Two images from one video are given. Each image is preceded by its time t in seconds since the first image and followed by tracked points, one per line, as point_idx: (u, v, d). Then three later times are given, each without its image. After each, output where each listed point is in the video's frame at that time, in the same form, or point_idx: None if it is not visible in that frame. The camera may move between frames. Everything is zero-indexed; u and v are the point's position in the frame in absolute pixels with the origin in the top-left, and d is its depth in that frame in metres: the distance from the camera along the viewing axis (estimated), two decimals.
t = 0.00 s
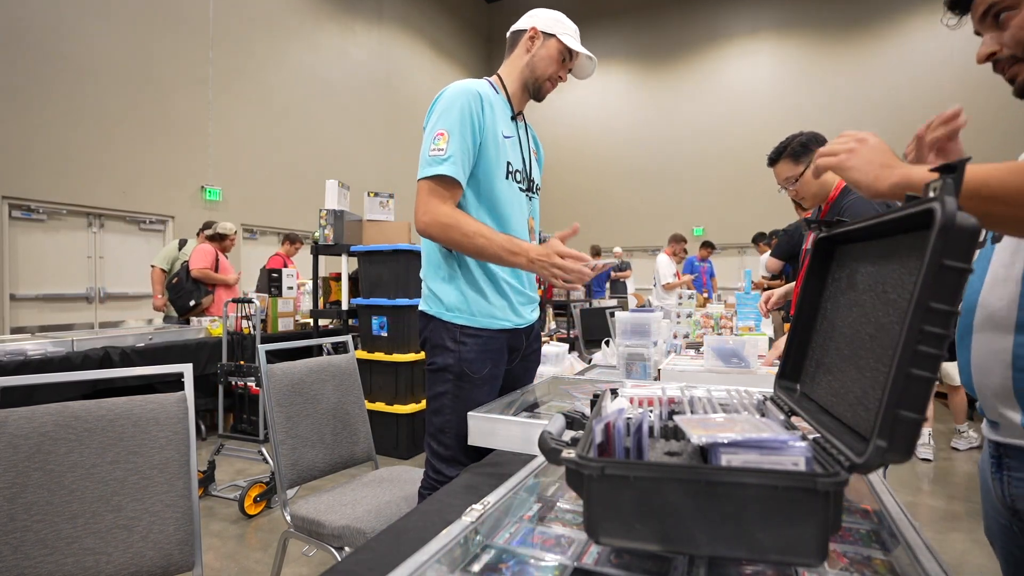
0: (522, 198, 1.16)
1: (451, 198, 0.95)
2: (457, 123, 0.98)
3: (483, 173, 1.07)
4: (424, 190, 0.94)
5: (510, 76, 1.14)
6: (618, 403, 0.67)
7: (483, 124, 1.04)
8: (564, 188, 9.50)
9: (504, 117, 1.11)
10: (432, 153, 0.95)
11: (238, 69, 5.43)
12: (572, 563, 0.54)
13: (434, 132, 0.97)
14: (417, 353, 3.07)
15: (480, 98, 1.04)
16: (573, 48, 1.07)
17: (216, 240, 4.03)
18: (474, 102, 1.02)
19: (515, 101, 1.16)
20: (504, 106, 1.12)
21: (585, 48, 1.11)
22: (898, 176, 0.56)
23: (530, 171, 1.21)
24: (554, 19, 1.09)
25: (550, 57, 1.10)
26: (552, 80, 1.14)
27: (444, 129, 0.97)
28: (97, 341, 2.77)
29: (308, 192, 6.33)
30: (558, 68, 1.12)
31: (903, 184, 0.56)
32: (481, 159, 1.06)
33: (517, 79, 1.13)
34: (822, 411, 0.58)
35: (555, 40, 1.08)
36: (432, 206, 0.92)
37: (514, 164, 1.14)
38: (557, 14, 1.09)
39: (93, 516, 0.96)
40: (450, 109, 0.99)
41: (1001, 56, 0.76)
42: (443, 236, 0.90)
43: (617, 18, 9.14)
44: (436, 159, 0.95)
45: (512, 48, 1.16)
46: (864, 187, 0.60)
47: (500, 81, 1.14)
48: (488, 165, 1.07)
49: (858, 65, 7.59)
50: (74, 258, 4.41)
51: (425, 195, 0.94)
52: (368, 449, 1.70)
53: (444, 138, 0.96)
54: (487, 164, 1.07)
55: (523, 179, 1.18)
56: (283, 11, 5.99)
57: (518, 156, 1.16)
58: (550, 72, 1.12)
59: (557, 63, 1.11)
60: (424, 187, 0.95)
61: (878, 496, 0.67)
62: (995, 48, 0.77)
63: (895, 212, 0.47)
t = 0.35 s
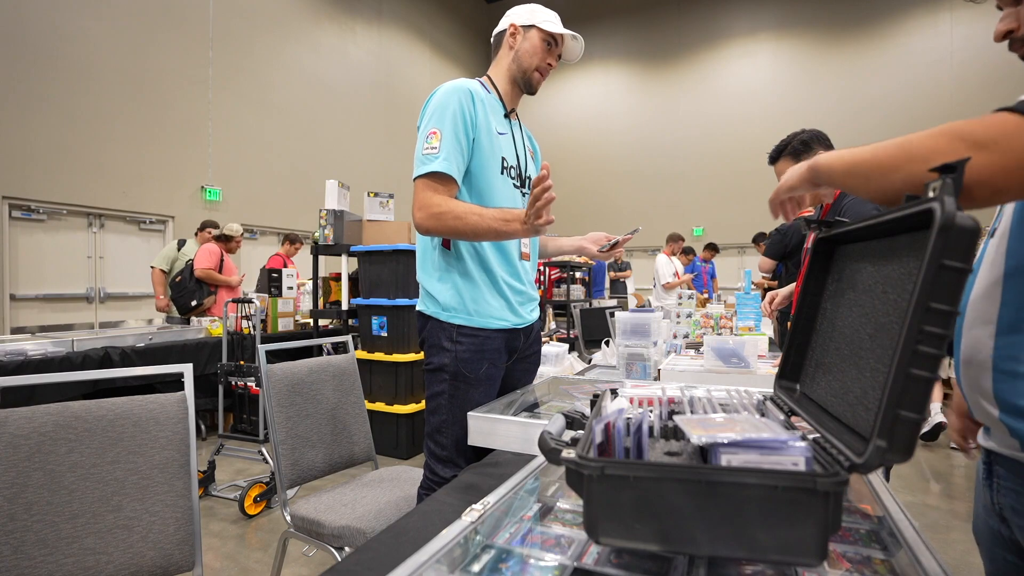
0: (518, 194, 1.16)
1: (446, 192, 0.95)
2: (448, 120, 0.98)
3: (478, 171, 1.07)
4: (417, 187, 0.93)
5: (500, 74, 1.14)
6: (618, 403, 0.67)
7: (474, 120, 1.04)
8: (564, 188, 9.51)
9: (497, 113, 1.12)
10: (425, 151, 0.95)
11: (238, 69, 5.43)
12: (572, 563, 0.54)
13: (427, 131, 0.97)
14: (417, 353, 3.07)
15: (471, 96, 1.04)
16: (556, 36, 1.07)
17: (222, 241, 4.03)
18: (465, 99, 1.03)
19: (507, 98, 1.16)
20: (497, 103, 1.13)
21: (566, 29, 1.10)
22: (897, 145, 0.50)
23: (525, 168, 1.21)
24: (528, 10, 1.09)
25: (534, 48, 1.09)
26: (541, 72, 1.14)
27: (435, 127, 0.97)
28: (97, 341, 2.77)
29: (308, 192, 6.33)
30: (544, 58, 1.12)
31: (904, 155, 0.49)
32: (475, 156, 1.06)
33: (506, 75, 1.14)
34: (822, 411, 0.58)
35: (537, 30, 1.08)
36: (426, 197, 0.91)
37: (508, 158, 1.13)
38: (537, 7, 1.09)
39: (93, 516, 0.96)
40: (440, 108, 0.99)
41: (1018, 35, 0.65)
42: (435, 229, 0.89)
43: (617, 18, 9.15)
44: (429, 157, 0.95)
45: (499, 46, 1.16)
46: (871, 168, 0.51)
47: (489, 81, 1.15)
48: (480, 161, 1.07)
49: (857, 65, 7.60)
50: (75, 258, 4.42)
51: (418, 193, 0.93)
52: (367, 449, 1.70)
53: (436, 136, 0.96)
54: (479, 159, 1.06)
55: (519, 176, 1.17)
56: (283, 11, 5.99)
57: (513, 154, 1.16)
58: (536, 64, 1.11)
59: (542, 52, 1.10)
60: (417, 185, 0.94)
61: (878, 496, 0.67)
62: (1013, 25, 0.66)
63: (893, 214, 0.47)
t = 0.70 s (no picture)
0: (514, 197, 1.16)
1: (437, 194, 0.95)
2: (442, 121, 0.98)
3: (472, 172, 1.07)
4: (410, 189, 0.94)
5: (501, 74, 1.14)
6: (618, 403, 0.67)
7: (469, 121, 1.04)
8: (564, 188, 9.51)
9: (492, 115, 1.11)
10: (417, 151, 0.96)
11: (238, 69, 5.43)
12: (572, 563, 0.54)
13: (420, 131, 0.97)
14: (416, 353, 3.06)
15: (467, 96, 1.04)
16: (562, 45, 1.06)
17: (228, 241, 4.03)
18: (460, 99, 1.03)
19: (505, 98, 1.16)
20: (493, 103, 1.13)
21: (576, 39, 1.08)
22: (855, 178, 0.53)
23: (522, 169, 1.20)
24: (541, 11, 1.07)
25: (538, 53, 1.09)
26: (543, 77, 1.14)
27: (429, 128, 0.97)
28: (97, 341, 2.77)
29: (308, 192, 6.32)
30: (548, 64, 1.11)
31: (867, 185, 0.52)
32: (469, 158, 1.06)
33: (506, 76, 1.13)
34: (822, 411, 0.58)
35: (544, 35, 1.07)
36: (422, 200, 0.92)
37: (503, 160, 1.13)
38: (547, 8, 1.08)
39: (93, 516, 0.96)
40: (434, 109, 0.99)
41: (982, 52, 0.64)
42: (431, 233, 0.90)
43: (618, 18, 9.15)
44: (420, 158, 0.95)
45: (505, 43, 1.15)
46: (836, 201, 0.53)
47: (490, 82, 1.15)
48: (475, 163, 1.07)
49: (857, 65, 7.60)
50: (75, 258, 4.42)
51: (411, 196, 0.94)
52: (367, 449, 1.70)
53: (429, 137, 0.96)
54: (474, 161, 1.06)
55: (515, 178, 1.17)
56: (283, 11, 5.99)
57: (509, 155, 1.15)
58: (539, 68, 1.10)
59: (546, 59, 1.09)
60: (409, 186, 0.95)
61: (877, 495, 0.67)
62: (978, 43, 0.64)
63: (892, 216, 0.47)
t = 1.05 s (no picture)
0: (515, 204, 1.16)
1: (445, 202, 0.95)
2: (452, 129, 0.98)
3: (477, 178, 1.07)
4: (418, 196, 0.94)
5: (513, 79, 1.13)
6: (618, 403, 0.67)
7: (477, 129, 1.04)
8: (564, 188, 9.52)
9: (498, 121, 1.11)
10: (426, 158, 0.95)
11: (237, 70, 5.43)
12: (572, 563, 0.54)
13: (429, 136, 0.97)
14: (416, 353, 3.06)
15: (476, 103, 1.04)
16: (581, 69, 1.07)
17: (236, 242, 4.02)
18: (469, 107, 1.02)
19: (511, 103, 1.16)
20: (500, 109, 1.13)
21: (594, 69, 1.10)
22: (859, 179, 0.53)
23: (524, 175, 1.21)
24: (571, 28, 1.07)
25: (556, 68, 1.09)
26: (553, 94, 1.15)
27: (439, 134, 0.96)
28: (97, 341, 2.77)
29: (308, 192, 6.32)
30: (561, 83, 1.12)
31: (871, 186, 0.52)
32: (474, 164, 1.06)
33: (517, 83, 1.13)
34: (822, 411, 0.58)
35: (566, 54, 1.07)
36: (433, 210, 0.93)
37: (507, 168, 1.13)
38: (572, 23, 1.08)
39: (94, 516, 0.96)
40: (444, 115, 0.98)
41: (941, 90, 0.67)
42: (442, 243, 0.92)
43: (618, 18, 9.15)
44: (431, 165, 0.94)
45: (522, 44, 1.13)
46: (839, 202, 0.53)
47: (500, 84, 1.14)
48: (481, 170, 1.07)
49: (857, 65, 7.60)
50: (75, 258, 4.42)
51: (421, 203, 0.94)
52: (367, 449, 1.70)
53: (439, 144, 0.96)
54: (481, 168, 1.06)
55: (518, 185, 1.17)
56: (283, 11, 5.99)
57: (512, 162, 1.15)
58: (552, 82, 1.11)
59: (561, 79, 1.10)
60: (416, 193, 0.95)
61: (877, 495, 0.67)
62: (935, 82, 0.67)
63: (896, 216, 0.47)
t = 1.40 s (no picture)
0: (519, 208, 1.17)
1: (457, 203, 0.95)
2: (466, 129, 0.97)
3: (484, 180, 1.07)
4: (431, 195, 0.92)
5: (522, 83, 1.12)
6: (618, 403, 0.67)
7: (487, 131, 1.04)
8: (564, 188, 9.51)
9: (507, 124, 1.11)
10: (440, 157, 0.94)
11: (237, 69, 5.43)
12: (572, 563, 0.54)
13: (443, 135, 0.96)
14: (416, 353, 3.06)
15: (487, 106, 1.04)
16: (593, 80, 1.08)
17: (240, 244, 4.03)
18: (482, 109, 1.02)
19: (520, 107, 1.16)
20: (510, 111, 1.12)
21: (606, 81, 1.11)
22: (860, 180, 0.53)
23: (527, 180, 1.21)
24: (586, 39, 1.08)
25: (569, 77, 1.09)
26: (562, 103, 1.15)
27: (453, 133, 0.96)
28: (97, 341, 2.77)
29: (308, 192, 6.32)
30: (571, 93, 1.13)
31: (872, 187, 0.52)
32: (483, 167, 1.06)
33: (527, 88, 1.13)
34: (822, 412, 0.58)
35: (579, 64, 1.08)
36: (445, 211, 0.92)
37: (513, 173, 1.14)
38: (586, 34, 1.08)
39: (94, 516, 0.96)
40: (458, 115, 0.98)
41: (896, 125, 0.74)
42: (454, 245, 0.91)
43: (618, 18, 9.14)
44: (444, 165, 0.94)
45: (536, 49, 1.13)
46: (841, 203, 0.53)
47: (510, 87, 1.13)
48: (488, 173, 1.07)
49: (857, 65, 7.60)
50: (75, 258, 4.42)
51: (432, 202, 0.92)
52: (367, 449, 1.70)
53: (453, 143, 0.95)
54: (488, 172, 1.07)
55: (522, 189, 1.18)
56: (282, 10, 5.99)
57: (517, 166, 1.16)
58: (563, 91, 1.12)
59: (573, 88, 1.11)
60: (428, 191, 0.93)
61: (875, 493, 0.67)
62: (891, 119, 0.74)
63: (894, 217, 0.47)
